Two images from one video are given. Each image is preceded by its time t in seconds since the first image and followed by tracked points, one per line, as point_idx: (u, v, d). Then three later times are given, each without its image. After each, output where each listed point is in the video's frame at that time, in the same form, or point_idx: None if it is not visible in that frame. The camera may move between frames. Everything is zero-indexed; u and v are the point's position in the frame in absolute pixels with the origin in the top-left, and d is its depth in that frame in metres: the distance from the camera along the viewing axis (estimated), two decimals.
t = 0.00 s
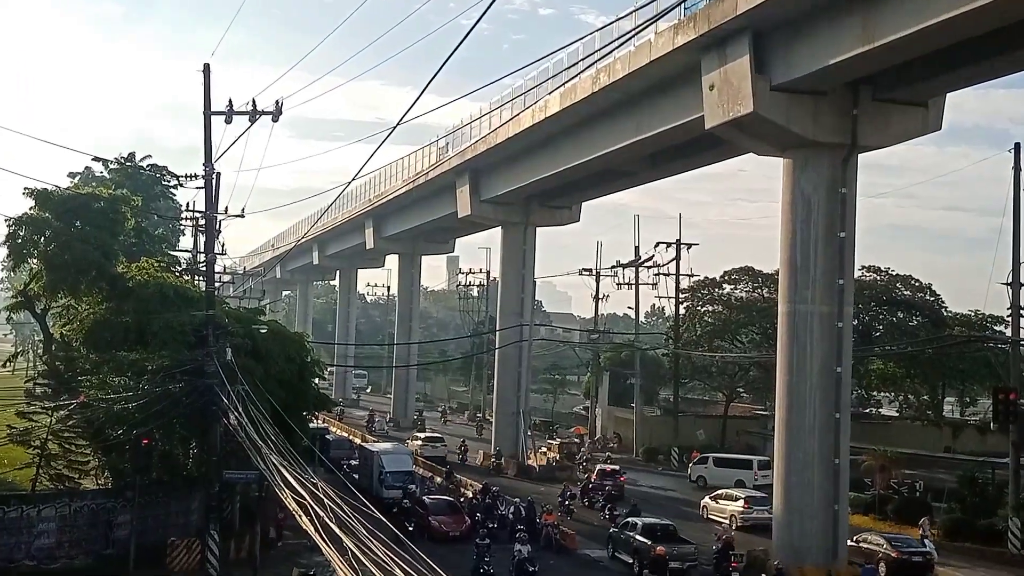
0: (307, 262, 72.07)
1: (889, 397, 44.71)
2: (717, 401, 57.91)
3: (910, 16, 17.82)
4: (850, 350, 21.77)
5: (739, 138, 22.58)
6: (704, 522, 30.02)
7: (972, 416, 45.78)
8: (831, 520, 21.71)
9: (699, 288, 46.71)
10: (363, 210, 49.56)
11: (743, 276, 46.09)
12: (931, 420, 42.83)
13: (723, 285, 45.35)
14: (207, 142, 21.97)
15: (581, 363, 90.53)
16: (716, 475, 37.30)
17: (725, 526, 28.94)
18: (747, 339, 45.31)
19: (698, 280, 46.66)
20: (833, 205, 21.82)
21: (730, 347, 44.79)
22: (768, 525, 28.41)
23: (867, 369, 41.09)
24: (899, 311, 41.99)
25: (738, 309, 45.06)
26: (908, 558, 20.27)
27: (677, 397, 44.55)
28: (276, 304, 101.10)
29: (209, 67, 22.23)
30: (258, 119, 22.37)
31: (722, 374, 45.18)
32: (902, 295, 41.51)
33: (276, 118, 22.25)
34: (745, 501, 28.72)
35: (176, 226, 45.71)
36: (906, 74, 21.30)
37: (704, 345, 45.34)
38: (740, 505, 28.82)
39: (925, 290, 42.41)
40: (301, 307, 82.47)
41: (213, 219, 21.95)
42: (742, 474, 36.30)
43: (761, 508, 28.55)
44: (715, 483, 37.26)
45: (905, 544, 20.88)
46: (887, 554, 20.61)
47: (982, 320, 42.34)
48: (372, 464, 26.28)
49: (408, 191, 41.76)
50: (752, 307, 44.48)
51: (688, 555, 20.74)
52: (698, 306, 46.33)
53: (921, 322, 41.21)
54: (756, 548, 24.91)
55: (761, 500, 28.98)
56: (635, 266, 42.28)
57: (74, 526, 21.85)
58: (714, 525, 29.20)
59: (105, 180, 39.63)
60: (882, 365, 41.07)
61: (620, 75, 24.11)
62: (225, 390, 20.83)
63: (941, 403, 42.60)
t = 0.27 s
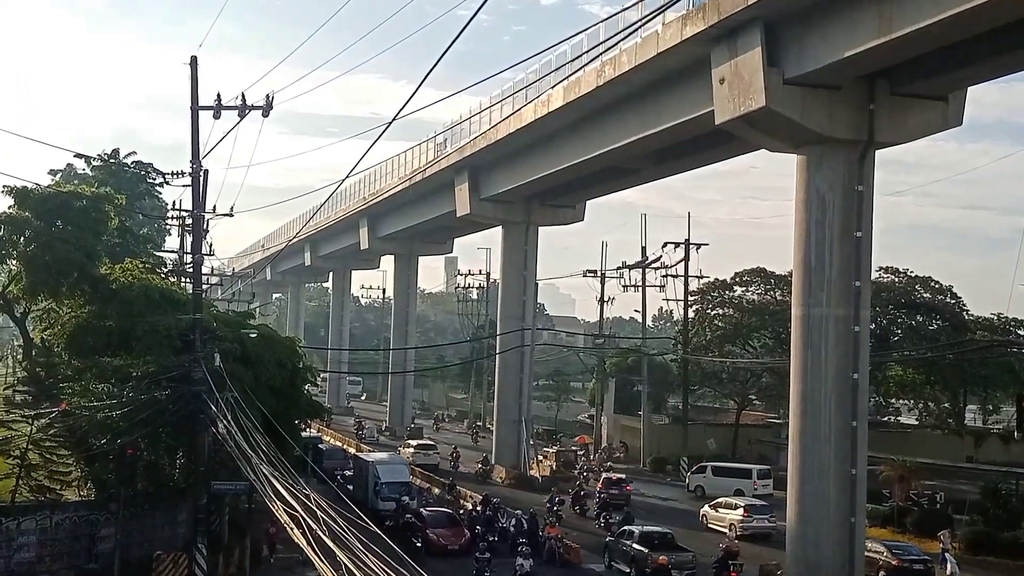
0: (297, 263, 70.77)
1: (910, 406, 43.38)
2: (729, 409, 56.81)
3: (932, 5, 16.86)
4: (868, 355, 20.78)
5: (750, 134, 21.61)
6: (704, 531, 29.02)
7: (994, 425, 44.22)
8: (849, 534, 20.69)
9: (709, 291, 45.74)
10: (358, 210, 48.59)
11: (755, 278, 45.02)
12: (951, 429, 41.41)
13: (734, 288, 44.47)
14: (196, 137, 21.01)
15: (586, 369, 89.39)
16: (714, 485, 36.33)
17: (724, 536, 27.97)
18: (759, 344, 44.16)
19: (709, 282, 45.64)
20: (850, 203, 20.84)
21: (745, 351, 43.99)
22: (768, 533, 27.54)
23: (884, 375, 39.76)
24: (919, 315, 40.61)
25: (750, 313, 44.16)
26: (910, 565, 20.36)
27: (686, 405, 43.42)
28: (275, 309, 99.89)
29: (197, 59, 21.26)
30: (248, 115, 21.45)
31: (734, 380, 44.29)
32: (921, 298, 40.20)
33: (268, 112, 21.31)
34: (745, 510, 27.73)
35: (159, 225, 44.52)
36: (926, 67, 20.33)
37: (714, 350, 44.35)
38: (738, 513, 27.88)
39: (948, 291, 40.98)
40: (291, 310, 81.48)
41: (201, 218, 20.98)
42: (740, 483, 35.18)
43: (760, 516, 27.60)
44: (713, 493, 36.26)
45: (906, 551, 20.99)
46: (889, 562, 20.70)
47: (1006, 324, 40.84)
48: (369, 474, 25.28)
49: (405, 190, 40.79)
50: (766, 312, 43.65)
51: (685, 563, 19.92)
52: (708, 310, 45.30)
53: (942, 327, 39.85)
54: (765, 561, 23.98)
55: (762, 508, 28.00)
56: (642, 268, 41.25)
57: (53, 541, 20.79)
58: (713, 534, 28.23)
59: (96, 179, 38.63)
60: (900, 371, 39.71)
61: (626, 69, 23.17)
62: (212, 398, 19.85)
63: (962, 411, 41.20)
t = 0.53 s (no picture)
0: (305, 264, 71.02)
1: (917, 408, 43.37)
2: (735, 410, 56.70)
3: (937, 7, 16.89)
4: (875, 357, 20.78)
5: (757, 135, 21.57)
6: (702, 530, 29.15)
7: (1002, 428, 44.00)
8: (855, 537, 20.67)
9: (716, 293, 45.68)
10: (364, 212, 48.65)
11: (762, 280, 44.85)
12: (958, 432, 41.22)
13: (741, 289, 44.43)
14: (203, 139, 21.05)
15: (592, 371, 89.26)
16: (709, 485, 36.23)
17: (721, 535, 28.04)
18: (766, 346, 44.24)
19: (715, 283, 45.58)
20: (856, 204, 20.81)
21: (750, 355, 44.03)
22: (762, 532, 27.54)
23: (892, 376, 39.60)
24: (926, 317, 40.45)
25: (757, 314, 44.08)
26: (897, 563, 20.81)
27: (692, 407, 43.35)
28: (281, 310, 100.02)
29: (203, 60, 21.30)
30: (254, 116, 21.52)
31: (740, 383, 44.33)
32: (929, 300, 40.07)
33: (274, 114, 21.34)
34: (739, 509, 27.79)
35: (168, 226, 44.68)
36: (932, 69, 20.31)
37: (721, 352, 44.35)
38: (733, 512, 27.93)
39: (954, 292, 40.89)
40: (296, 311, 81.54)
41: (208, 220, 21.01)
42: (735, 484, 35.03)
43: (755, 515, 27.56)
44: (709, 493, 36.14)
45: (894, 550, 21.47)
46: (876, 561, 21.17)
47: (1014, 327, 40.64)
48: (374, 476, 25.29)
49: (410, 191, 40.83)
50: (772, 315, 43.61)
51: (681, 558, 20.22)
52: (715, 311, 45.29)
53: (950, 329, 39.65)
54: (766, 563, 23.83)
55: (757, 506, 27.95)
56: (648, 270, 41.25)
57: (60, 541, 20.83)
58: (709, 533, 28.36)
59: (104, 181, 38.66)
60: (907, 373, 39.55)
61: (632, 70, 23.15)
62: (219, 400, 19.88)
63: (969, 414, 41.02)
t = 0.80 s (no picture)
0: (309, 266, 71.08)
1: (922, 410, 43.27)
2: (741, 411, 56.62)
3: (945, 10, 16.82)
4: (881, 358, 20.76)
5: (762, 136, 21.52)
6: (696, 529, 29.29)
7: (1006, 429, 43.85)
8: (861, 538, 20.64)
9: (721, 294, 45.64)
10: (368, 213, 48.67)
11: (766, 282, 44.77)
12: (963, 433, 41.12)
13: (746, 290, 44.38)
14: (208, 141, 21.05)
15: (596, 373, 89.23)
16: (703, 485, 36.22)
17: (715, 533, 28.18)
18: (770, 347, 44.23)
19: (720, 285, 45.55)
20: (862, 205, 20.77)
21: (755, 356, 44.03)
22: (756, 531, 27.78)
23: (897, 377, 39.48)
24: (932, 319, 40.34)
25: (761, 316, 44.03)
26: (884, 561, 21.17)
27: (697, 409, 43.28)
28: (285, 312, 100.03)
29: (208, 63, 21.32)
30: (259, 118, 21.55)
31: (745, 384, 44.24)
32: (935, 302, 39.95)
33: (279, 116, 21.35)
34: (734, 508, 27.98)
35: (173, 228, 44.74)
36: (938, 70, 20.25)
37: (726, 354, 44.30)
38: (728, 511, 28.13)
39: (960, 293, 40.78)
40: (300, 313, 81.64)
41: (213, 221, 21.02)
42: (727, 484, 35.07)
43: (750, 514, 27.79)
44: (702, 494, 36.12)
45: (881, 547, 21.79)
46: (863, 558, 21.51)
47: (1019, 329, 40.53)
48: (379, 477, 25.29)
49: (414, 192, 40.85)
50: (776, 315, 43.68)
51: (676, 554, 20.74)
52: (720, 312, 45.27)
53: (957, 331, 39.50)
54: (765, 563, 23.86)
55: (752, 506, 28.16)
56: (652, 271, 41.21)
57: (65, 543, 20.84)
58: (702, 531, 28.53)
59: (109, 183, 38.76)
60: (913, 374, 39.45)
61: (637, 71, 23.13)
62: (224, 401, 19.90)
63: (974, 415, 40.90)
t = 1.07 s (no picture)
0: (313, 273, 71.16)
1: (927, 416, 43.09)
2: (743, 418, 56.49)
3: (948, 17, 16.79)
4: (885, 364, 20.72)
5: (766, 142, 21.50)
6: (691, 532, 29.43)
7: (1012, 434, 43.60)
8: (865, 544, 20.60)
9: (725, 300, 45.61)
10: (372, 219, 48.71)
11: (770, 287, 44.79)
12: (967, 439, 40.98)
13: (750, 297, 44.41)
14: (212, 147, 21.06)
15: (600, 379, 89.14)
16: (697, 491, 36.11)
17: (709, 536, 28.39)
18: (775, 352, 44.19)
19: (724, 291, 45.52)
20: (866, 211, 20.73)
21: (759, 363, 44.00)
22: (750, 534, 28.00)
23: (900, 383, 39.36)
24: (935, 324, 40.32)
25: (765, 321, 44.06)
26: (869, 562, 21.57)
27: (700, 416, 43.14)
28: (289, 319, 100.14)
29: (213, 70, 21.35)
30: (263, 125, 21.57)
31: (749, 390, 44.03)
32: (938, 306, 39.96)
33: (283, 122, 21.36)
34: (729, 511, 28.20)
35: (179, 234, 44.84)
36: (944, 76, 20.20)
37: (730, 360, 44.26)
38: (723, 514, 28.33)
39: (964, 298, 40.57)
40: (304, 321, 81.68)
41: (217, 228, 21.04)
42: (719, 489, 35.02)
43: (745, 518, 28.01)
44: (696, 499, 36.01)
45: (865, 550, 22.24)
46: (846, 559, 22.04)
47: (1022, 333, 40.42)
48: (383, 483, 25.28)
49: (418, 199, 40.88)
50: (781, 320, 43.73)
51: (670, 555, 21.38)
52: (724, 319, 45.25)
53: (960, 337, 39.39)
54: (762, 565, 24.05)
55: (747, 511, 28.38)
56: (656, 277, 41.17)
57: (69, 551, 20.78)
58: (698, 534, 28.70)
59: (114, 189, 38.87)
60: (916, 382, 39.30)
61: (640, 78, 23.14)
62: (228, 408, 19.92)
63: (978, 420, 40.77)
